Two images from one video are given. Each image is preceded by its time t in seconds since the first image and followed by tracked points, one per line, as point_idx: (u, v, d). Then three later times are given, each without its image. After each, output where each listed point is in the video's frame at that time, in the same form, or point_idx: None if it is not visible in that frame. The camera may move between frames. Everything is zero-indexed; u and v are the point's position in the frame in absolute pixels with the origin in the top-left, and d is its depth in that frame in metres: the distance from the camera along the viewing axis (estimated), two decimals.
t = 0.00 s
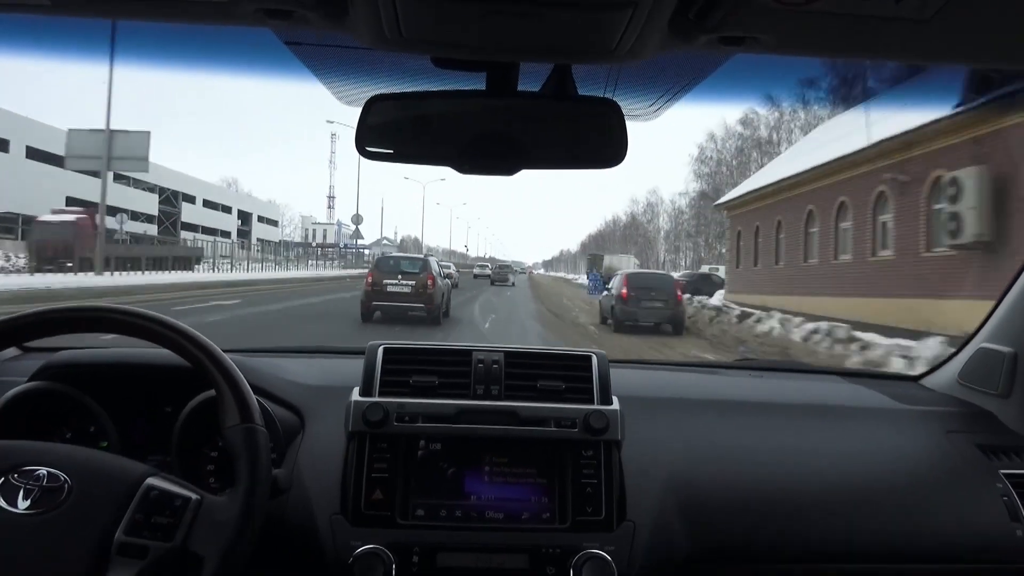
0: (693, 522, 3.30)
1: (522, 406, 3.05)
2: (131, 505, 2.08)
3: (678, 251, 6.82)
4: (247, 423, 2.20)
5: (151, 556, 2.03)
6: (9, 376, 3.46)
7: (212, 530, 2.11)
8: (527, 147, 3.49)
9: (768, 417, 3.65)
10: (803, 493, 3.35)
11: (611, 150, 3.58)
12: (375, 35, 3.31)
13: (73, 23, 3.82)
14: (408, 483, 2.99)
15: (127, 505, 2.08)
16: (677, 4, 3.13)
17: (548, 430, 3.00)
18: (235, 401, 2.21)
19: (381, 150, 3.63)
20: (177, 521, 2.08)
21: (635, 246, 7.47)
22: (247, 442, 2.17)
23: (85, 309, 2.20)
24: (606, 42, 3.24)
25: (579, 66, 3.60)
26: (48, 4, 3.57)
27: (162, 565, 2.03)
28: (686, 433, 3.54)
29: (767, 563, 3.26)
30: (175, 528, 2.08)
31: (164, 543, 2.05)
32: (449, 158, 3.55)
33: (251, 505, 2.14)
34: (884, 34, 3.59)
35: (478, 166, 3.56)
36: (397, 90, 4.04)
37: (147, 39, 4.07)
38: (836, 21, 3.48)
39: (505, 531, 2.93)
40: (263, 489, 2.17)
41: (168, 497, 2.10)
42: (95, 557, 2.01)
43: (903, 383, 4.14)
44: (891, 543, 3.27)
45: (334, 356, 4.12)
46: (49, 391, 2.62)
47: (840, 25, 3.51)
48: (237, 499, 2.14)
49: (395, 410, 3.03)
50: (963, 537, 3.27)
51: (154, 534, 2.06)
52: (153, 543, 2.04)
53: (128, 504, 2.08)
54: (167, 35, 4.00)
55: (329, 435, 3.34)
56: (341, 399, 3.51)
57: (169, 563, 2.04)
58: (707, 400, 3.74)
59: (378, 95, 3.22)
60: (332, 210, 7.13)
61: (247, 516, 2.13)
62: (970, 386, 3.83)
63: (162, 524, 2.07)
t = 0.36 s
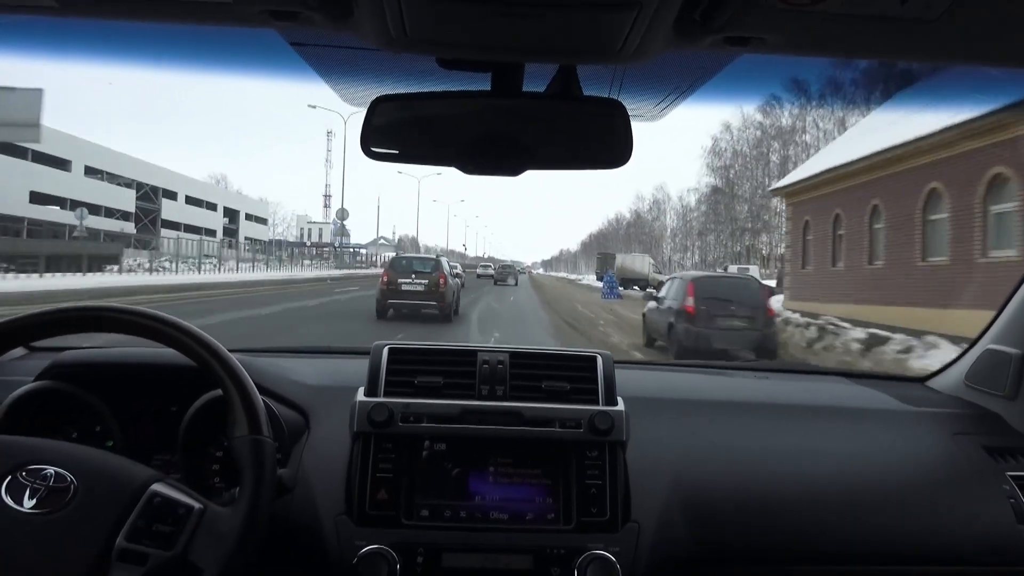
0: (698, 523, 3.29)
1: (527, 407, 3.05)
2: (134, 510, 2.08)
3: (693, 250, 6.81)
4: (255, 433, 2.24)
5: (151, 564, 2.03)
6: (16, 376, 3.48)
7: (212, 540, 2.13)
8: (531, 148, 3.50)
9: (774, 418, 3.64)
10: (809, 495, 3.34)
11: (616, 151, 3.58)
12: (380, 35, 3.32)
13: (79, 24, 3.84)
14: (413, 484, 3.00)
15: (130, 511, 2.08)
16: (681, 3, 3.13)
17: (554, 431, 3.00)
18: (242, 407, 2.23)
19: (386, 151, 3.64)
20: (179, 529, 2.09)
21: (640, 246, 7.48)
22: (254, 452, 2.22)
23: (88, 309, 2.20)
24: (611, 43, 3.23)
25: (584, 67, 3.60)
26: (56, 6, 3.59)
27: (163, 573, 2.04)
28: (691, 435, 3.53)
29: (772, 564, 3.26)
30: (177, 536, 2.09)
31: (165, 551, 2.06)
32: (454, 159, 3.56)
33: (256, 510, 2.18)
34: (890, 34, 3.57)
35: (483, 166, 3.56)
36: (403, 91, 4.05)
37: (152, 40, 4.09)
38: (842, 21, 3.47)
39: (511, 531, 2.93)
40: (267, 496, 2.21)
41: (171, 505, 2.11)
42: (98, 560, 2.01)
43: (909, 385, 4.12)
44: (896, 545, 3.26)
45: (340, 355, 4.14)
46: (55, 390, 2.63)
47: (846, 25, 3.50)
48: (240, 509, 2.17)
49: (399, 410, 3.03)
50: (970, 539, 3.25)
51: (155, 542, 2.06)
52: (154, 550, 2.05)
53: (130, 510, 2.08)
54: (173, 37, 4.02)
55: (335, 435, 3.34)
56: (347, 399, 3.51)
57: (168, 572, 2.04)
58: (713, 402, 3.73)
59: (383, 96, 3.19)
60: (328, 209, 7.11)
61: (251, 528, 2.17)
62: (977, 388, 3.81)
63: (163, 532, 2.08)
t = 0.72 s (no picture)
0: (702, 527, 3.28)
1: (532, 408, 3.05)
2: (138, 516, 2.07)
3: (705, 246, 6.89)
4: (261, 441, 2.23)
5: (152, 569, 2.00)
6: (23, 376, 3.50)
7: (216, 546, 2.10)
8: (536, 150, 3.50)
9: (780, 421, 3.63)
10: (814, 499, 3.33)
11: (621, 153, 3.57)
12: (386, 37, 3.32)
13: (86, 27, 3.86)
14: (418, 487, 2.99)
15: (135, 515, 2.08)
16: (687, 6, 3.12)
17: (559, 433, 3.00)
18: (250, 410, 2.23)
19: (391, 153, 3.64)
20: (182, 535, 2.07)
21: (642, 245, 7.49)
22: (260, 460, 2.20)
23: (94, 310, 2.21)
24: (617, 45, 3.23)
25: (590, 68, 3.60)
26: (62, 8, 3.61)
27: None
28: (697, 438, 3.52)
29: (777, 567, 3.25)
30: (180, 541, 2.06)
31: (167, 557, 2.03)
32: (459, 160, 3.56)
33: (260, 513, 2.17)
34: (897, 36, 3.56)
35: (488, 168, 3.56)
36: (407, 93, 4.05)
37: (158, 43, 4.11)
38: (849, 22, 3.46)
39: (516, 534, 2.92)
40: (271, 502, 2.20)
41: (176, 511, 2.10)
42: (101, 564, 2.01)
43: (916, 387, 4.11)
44: (902, 549, 3.25)
45: (344, 356, 4.15)
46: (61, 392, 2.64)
47: (852, 26, 3.50)
48: (244, 516, 2.15)
49: (404, 413, 3.04)
50: (977, 543, 3.24)
51: (158, 548, 2.04)
52: (156, 556, 2.02)
53: (135, 514, 2.08)
54: (179, 39, 4.03)
55: (341, 436, 3.34)
56: (352, 401, 3.52)
57: None
58: (718, 404, 3.73)
59: (387, 97, 3.21)
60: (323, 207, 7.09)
61: (253, 535, 2.14)
62: (984, 390, 3.79)
63: (167, 537, 2.06)
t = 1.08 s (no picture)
0: (706, 523, 3.28)
1: (536, 405, 3.05)
2: (143, 513, 2.09)
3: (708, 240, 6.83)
4: (265, 439, 2.24)
5: (157, 567, 2.02)
6: (28, 374, 3.51)
7: (220, 545, 2.13)
8: (540, 147, 3.50)
9: (784, 417, 3.63)
10: (818, 496, 3.33)
11: (624, 151, 3.57)
12: (389, 35, 3.32)
13: (89, 25, 3.87)
14: (423, 484, 3.00)
15: (140, 512, 2.09)
16: (691, 3, 3.13)
17: (563, 430, 3.00)
18: (253, 405, 2.24)
19: (394, 150, 3.63)
20: (187, 533, 2.09)
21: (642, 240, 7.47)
22: (264, 458, 2.21)
23: (101, 308, 2.21)
24: (620, 42, 3.23)
25: (593, 65, 3.60)
26: (66, 6, 3.61)
27: None
28: (701, 435, 3.52)
29: (782, 563, 3.26)
30: (185, 539, 2.08)
31: (172, 555, 2.04)
32: (463, 157, 3.57)
33: (266, 511, 2.19)
34: (902, 32, 3.56)
35: (492, 164, 3.57)
36: (410, 90, 4.06)
37: (161, 41, 4.12)
38: (852, 19, 3.46)
39: (520, 530, 2.93)
40: (276, 498, 2.21)
41: (180, 509, 2.12)
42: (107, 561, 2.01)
43: (920, 383, 4.11)
44: (906, 545, 3.25)
45: (347, 353, 4.15)
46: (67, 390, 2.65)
47: (857, 22, 3.49)
48: (249, 514, 2.17)
49: (409, 410, 3.04)
50: (982, 539, 3.24)
51: (163, 545, 2.06)
52: (162, 553, 2.04)
53: (140, 512, 2.09)
54: (182, 37, 4.04)
55: (344, 433, 3.35)
56: (356, 398, 3.52)
57: None
58: (722, 401, 3.72)
59: (392, 95, 3.20)
60: (303, 204, 7.05)
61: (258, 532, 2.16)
62: (988, 386, 3.79)
63: (172, 535, 2.08)
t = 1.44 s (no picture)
0: (706, 522, 3.29)
1: (536, 407, 3.05)
2: (149, 501, 2.11)
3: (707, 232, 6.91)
4: (261, 419, 2.25)
5: (169, 552, 2.06)
6: (28, 376, 3.50)
7: (229, 521, 2.16)
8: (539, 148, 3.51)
9: (782, 418, 3.63)
10: (818, 495, 3.33)
11: (624, 151, 3.56)
12: (389, 36, 3.32)
13: (89, 27, 3.87)
14: (422, 486, 3.00)
15: (145, 501, 2.11)
16: (691, 5, 3.13)
17: (562, 432, 3.00)
18: (249, 402, 2.25)
19: (394, 152, 3.64)
20: (194, 515, 2.12)
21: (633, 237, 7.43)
22: (262, 438, 2.23)
23: (99, 310, 2.22)
24: (620, 44, 3.23)
25: (593, 67, 3.60)
26: (66, 8, 3.61)
27: (182, 559, 2.07)
28: (700, 435, 3.52)
29: (781, 565, 3.25)
30: (193, 521, 2.12)
31: (181, 537, 2.09)
32: (463, 159, 3.57)
33: (268, 500, 2.20)
34: (903, 33, 3.55)
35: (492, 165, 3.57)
36: (410, 93, 4.07)
37: (161, 43, 4.12)
38: (852, 21, 3.46)
39: (519, 532, 2.92)
40: (280, 475, 2.23)
41: (184, 493, 2.14)
42: (114, 557, 2.03)
43: (919, 385, 4.11)
44: (907, 545, 3.25)
45: (345, 355, 4.15)
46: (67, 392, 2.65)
47: (857, 24, 3.49)
48: (253, 491, 2.19)
49: (408, 412, 3.03)
50: (983, 540, 3.24)
51: (171, 529, 2.10)
52: (171, 537, 2.08)
53: (145, 500, 2.11)
54: (182, 39, 4.04)
55: (343, 435, 3.35)
56: (355, 400, 3.52)
57: (189, 558, 2.09)
58: (721, 402, 3.72)
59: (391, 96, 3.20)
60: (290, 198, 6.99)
61: (266, 507, 2.19)
62: (988, 388, 3.79)
63: (179, 519, 2.11)
